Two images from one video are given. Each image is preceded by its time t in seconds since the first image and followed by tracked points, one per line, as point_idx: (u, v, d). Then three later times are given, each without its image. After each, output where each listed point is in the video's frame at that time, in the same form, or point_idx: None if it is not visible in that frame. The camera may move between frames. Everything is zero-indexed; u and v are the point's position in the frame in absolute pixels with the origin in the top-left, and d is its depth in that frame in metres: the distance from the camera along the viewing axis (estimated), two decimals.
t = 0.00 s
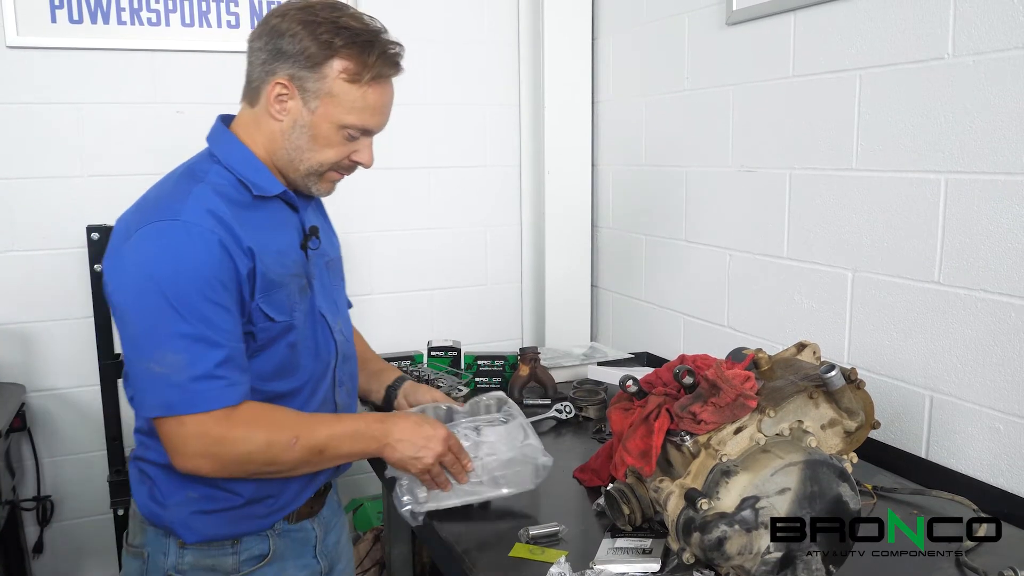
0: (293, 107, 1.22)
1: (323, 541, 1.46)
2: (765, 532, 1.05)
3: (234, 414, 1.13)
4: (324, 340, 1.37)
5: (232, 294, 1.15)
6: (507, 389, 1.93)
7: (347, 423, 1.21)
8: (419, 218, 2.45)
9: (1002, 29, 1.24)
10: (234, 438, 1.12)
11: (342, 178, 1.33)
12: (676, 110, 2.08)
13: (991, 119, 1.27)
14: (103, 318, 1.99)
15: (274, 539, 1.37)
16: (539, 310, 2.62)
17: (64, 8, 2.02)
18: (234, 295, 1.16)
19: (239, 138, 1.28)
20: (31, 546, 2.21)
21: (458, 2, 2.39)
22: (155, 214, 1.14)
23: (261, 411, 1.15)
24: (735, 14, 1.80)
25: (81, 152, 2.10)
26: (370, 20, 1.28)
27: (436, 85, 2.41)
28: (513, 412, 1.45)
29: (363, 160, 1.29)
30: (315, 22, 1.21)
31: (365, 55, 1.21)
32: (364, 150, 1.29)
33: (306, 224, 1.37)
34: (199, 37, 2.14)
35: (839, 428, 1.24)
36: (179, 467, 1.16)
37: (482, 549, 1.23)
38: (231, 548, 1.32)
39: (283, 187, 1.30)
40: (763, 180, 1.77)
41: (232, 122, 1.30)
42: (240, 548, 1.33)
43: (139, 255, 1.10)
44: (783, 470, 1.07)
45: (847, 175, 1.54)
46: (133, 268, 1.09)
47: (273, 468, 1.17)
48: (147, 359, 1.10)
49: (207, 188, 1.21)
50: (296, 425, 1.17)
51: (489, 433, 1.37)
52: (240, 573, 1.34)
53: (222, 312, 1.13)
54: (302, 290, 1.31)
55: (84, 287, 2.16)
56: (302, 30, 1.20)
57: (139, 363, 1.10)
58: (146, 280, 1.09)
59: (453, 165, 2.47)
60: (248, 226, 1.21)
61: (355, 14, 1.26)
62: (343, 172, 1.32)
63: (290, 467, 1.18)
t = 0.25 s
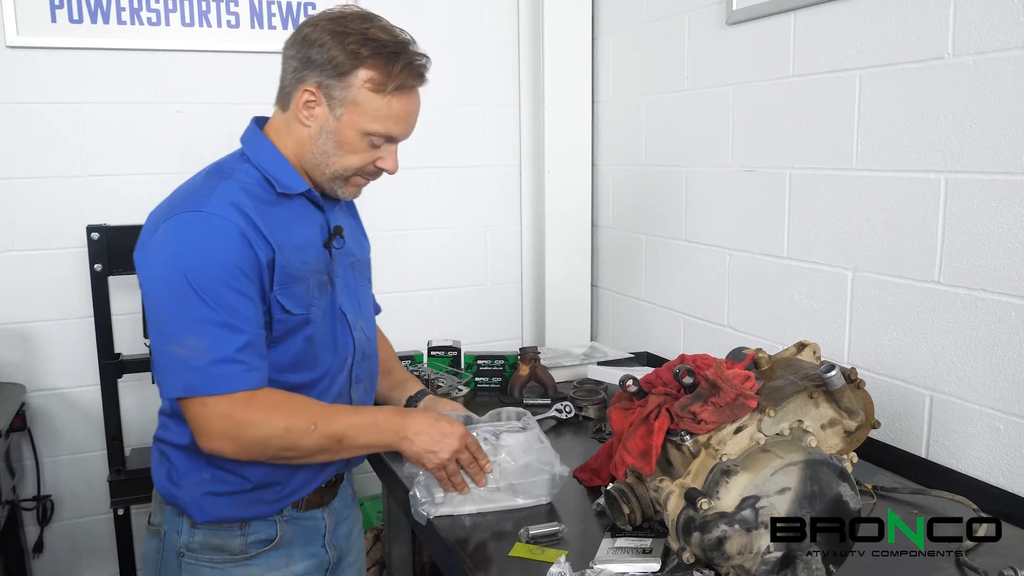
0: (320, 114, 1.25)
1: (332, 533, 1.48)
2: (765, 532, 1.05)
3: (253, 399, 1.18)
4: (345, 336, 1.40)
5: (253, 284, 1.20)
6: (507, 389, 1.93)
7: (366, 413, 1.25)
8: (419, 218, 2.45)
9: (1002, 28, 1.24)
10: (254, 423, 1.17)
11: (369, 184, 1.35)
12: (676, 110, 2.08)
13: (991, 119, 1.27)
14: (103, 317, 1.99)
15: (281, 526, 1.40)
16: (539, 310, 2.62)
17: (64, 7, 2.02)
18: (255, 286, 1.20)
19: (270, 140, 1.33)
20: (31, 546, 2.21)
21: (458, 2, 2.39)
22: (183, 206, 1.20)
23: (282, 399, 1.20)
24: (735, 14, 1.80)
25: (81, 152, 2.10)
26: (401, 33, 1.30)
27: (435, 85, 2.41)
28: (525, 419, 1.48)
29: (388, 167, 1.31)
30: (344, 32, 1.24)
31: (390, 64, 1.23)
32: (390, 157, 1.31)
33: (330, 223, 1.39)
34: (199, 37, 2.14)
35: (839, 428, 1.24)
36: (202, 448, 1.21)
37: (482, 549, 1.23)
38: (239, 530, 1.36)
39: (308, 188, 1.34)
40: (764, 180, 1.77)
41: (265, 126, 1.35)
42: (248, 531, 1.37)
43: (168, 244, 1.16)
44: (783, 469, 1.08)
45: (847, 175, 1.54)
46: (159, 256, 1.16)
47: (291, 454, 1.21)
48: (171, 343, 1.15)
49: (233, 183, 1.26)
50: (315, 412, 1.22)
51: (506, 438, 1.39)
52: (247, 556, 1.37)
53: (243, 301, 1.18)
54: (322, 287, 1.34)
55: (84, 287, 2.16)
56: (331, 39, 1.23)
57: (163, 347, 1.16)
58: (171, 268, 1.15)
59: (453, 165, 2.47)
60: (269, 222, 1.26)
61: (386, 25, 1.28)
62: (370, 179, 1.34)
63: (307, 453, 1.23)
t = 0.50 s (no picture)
0: (328, 116, 1.26)
1: (341, 527, 1.50)
2: (765, 531, 1.05)
3: (253, 390, 1.19)
4: (354, 332, 1.40)
5: (258, 279, 1.21)
6: (507, 389, 1.93)
7: (366, 407, 1.24)
8: (419, 218, 2.45)
9: (1001, 28, 1.24)
10: (253, 413, 1.18)
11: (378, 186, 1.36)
12: (676, 109, 2.07)
13: (990, 118, 1.27)
14: (103, 317, 1.99)
15: (288, 515, 1.42)
16: (539, 309, 2.61)
17: (64, 7, 2.02)
18: (260, 281, 1.21)
19: (281, 141, 1.34)
20: (31, 545, 2.21)
21: (458, 2, 2.40)
22: (192, 202, 1.22)
23: (281, 391, 1.20)
24: (735, 13, 1.80)
25: (80, 152, 2.10)
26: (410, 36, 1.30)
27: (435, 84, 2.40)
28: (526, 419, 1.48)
29: (396, 169, 1.32)
30: (353, 36, 1.24)
31: (397, 69, 1.23)
32: (397, 159, 1.31)
33: (342, 222, 1.40)
34: (199, 37, 2.14)
35: (839, 427, 1.24)
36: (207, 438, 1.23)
37: (483, 548, 1.23)
38: (246, 518, 1.38)
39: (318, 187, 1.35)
40: (764, 179, 1.77)
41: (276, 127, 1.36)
42: (255, 519, 1.39)
43: (175, 239, 1.18)
44: (783, 469, 1.08)
45: (847, 174, 1.54)
46: (167, 250, 1.18)
47: (290, 445, 1.21)
48: (176, 335, 1.17)
49: (242, 180, 1.28)
50: (314, 404, 1.21)
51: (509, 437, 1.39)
52: (253, 543, 1.39)
53: (247, 296, 1.18)
54: (331, 284, 1.34)
55: (84, 287, 2.16)
56: (340, 43, 1.23)
57: (169, 338, 1.18)
58: (177, 262, 1.17)
59: (453, 165, 2.47)
60: (275, 218, 1.27)
61: (395, 28, 1.28)
62: (378, 180, 1.35)
63: (306, 445, 1.23)
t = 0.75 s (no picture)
0: (325, 117, 1.26)
1: (347, 524, 1.50)
2: (765, 531, 1.05)
3: (252, 391, 1.19)
4: (358, 330, 1.40)
5: (258, 281, 1.21)
6: (507, 388, 1.93)
7: (368, 407, 1.24)
8: (419, 218, 2.45)
9: (1002, 27, 1.24)
10: (252, 412, 1.19)
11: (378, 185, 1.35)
12: (677, 109, 2.07)
13: (991, 118, 1.27)
14: (103, 317, 1.99)
15: (294, 510, 1.42)
16: (539, 308, 2.61)
17: (64, 7, 2.02)
18: (261, 283, 1.21)
19: (282, 142, 1.34)
20: (31, 545, 2.21)
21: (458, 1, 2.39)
22: (194, 207, 1.23)
23: (280, 391, 1.20)
24: (735, 13, 1.80)
25: (80, 152, 2.10)
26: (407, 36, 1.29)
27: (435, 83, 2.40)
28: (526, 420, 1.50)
29: (394, 168, 1.31)
30: (348, 38, 1.23)
31: (392, 69, 1.22)
32: (396, 159, 1.30)
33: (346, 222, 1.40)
34: (199, 36, 2.14)
35: (840, 427, 1.24)
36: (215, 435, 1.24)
37: (483, 548, 1.23)
38: (252, 511, 1.39)
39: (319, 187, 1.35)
40: (764, 179, 1.77)
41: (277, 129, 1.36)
42: (260, 512, 1.39)
43: (177, 242, 1.19)
44: (783, 469, 1.07)
45: (847, 174, 1.54)
46: (169, 255, 1.18)
47: (289, 445, 1.21)
48: (178, 336, 1.18)
49: (244, 184, 1.28)
50: (312, 405, 1.21)
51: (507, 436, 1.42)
52: (258, 536, 1.40)
53: (246, 299, 1.19)
54: (334, 283, 1.34)
55: (84, 287, 2.16)
56: (335, 45, 1.23)
57: (173, 339, 1.19)
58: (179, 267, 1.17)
59: (453, 165, 2.47)
60: (276, 220, 1.27)
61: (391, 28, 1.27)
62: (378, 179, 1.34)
63: (306, 444, 1.22)
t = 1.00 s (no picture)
0: (308, 118, 1.26)
1: (348, 521, 1.50)
2: (765, 530, 1.05)
3: (303, 388, 1.18)
4: (360, 326, 1.40)
5: (268, 276, 1.22)
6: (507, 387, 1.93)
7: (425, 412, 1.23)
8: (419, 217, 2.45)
9: (1002, 26, 1.24)
10: (308, 410, 1.17)
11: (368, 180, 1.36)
12: (676, 108, 2.07)
13: (990, 117, 1.27)
14: (103, 316, 1.99)
15: (292, 506, 1.42)
16: (539, 307, 2.61)
17: (64, 6, 2.02)
18: (270, 277, 1.23)
19: (274, 143, 1.36)
20: (32, 544, 2.21)
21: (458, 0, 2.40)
22: (198, 209, 1.25)
23: (337, 390, 1.20)
24: (735, 12, 1.80)
25: (80, 151, 2.10)
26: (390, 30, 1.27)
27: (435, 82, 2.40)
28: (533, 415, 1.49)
29: (382, 165, 1.31)
30: (326, 36, 1.22)
31: (369, 68, 1.21)
32: (383, 156, 1.30)
33: (342, 218, 1.41)
34: (199, 35, 2.14)
35: (840, 426, 1.24)
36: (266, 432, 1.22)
37: (483, 546, 1.23)
38: (251, 507, 1.40)
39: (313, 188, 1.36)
40: (763, 178, 1.77)
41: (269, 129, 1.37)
42: (260, 508, 1.40)
43: (187, 245, 1.20)
44: (783, 467, 1.08)
45: (847, 173, 1.54)
46: (179, 255, 1.19)
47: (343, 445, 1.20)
48: (208, 335, 1.18)
49: (239, 184, 1.29)
50: (368, 404, 1.20)
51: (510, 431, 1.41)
52: (257, 532, 1.41)
53: (263, 292, 1.20)
54: (335, 279, 1.36)
55: (85, 286, 2.16)
56: (313, 44, 1.22)
57: (202, 340, 1.19)
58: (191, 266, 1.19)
59: (453, 164, 2.47)
60: (275, 218, 1.29)
61: (370, 22, 1.25)
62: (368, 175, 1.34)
63: (359, 447, 1.21)
